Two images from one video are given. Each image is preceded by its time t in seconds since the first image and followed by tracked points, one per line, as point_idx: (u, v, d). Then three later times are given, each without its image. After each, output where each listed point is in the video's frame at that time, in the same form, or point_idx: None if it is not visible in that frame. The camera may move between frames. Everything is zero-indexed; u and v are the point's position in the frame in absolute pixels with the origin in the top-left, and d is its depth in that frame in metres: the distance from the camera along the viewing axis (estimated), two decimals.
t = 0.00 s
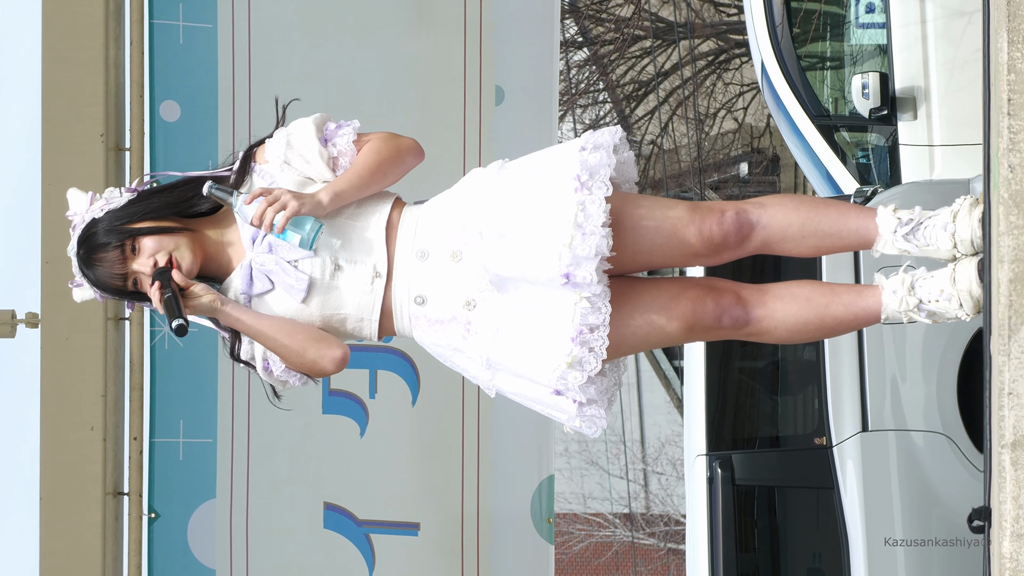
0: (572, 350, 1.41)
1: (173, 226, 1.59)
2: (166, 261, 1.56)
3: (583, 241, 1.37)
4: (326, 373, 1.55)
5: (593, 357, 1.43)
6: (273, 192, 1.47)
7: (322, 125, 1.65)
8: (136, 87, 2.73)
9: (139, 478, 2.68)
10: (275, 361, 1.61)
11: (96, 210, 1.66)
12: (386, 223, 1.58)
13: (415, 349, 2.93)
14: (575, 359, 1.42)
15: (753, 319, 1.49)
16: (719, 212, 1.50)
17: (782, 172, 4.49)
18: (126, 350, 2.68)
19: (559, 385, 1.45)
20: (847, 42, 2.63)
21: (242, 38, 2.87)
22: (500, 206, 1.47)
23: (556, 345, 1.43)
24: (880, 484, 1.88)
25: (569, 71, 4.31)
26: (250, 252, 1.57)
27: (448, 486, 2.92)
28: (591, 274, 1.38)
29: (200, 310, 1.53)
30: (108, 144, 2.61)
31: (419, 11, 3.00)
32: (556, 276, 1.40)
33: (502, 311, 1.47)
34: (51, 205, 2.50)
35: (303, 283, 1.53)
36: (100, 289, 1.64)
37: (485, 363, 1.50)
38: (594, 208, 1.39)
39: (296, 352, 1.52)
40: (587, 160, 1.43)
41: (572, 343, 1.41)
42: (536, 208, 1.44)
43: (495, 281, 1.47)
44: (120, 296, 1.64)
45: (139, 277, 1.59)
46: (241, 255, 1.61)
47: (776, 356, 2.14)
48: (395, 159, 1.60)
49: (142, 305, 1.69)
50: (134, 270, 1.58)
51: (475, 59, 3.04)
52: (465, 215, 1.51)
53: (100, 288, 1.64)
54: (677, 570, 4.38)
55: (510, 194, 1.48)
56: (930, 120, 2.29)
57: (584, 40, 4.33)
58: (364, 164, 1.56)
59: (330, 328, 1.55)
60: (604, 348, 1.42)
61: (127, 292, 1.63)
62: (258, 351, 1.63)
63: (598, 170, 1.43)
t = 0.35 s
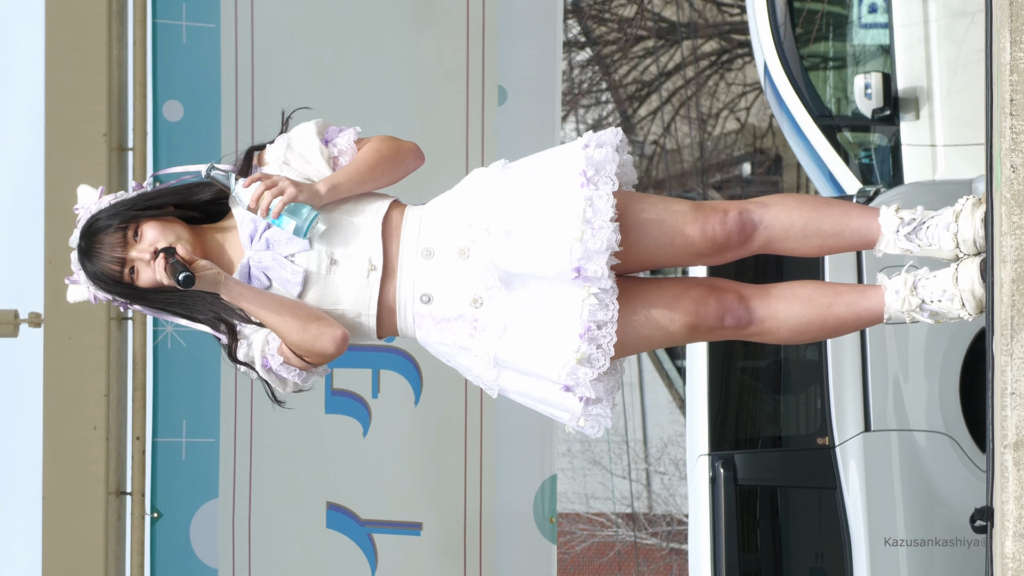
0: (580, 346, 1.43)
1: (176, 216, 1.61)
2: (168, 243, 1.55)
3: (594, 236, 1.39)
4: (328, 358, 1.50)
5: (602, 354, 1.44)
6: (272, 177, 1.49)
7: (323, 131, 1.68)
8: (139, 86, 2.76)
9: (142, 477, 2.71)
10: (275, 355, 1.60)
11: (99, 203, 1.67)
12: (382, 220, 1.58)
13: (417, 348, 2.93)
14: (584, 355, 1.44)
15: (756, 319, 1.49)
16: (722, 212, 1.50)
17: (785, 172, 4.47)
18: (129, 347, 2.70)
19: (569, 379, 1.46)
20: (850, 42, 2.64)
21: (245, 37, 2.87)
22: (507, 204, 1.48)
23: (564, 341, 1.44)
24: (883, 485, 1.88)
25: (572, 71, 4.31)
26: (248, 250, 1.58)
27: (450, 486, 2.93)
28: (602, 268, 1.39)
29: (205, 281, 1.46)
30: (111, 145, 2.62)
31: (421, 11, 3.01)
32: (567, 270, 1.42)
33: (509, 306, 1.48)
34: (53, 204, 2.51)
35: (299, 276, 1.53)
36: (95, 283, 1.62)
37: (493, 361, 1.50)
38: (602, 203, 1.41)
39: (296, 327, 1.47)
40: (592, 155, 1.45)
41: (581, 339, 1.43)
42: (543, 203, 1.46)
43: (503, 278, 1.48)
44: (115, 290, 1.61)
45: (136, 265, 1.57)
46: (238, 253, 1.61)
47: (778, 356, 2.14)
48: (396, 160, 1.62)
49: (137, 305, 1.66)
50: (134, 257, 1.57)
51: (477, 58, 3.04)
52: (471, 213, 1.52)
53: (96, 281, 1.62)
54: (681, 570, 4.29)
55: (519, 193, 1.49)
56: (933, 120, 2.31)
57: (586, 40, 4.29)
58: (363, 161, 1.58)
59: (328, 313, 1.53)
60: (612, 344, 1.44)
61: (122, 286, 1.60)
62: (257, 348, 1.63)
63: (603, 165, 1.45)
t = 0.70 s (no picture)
0: (583, 309, 1.42)
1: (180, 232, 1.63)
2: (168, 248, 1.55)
3: (592, 193, 1.42)
4: (345, 343, 1.48)
5: (605, 317, 1.42)
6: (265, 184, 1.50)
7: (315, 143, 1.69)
8: (143, 86, 2.74)
9: (145, 477, 2.70)
10: (288, 353, 1.52)
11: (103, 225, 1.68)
12: (383, 208, 1.60)
13: (420, 348, 2.94)
14: (587, 317, 1.42)
15: (759, 314, 1.50)
16: (725, 206, 1.51)
17: (788, 172, 4.53)
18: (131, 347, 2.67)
19: (572, 339, 1.44)
20: (853, 43, 2.62)
21: (248, 38, 2.88)
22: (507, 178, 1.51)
23: (566, 306, 1.44)
24: (886, 485, 1.88)
25: (576, 71, 4.29)
26: (252, 254, 1.59)
27: (453, 485, 2.93)
28: (601, 224, 1.40)
29: (217, 269, 1.47)
30: (114, 145, 2.62)
31: (425, 11, 3.01)
32: (566, 229, 1.43)
33: (512, 278, 1.49)
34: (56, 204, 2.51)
35: (305, 266, 1.53)
36: (99, 299, 1.61)
37: (496, 334, 1.49)
38: (600, 167, 1.44)
39: (312, 312, 1.46)
40: (589, 128, 1.49)
41: (583, 304, 1.42)
42: (542, 174, 1.48)
43: (504, 248, 1.50)
44: (118, 305, 1.60)
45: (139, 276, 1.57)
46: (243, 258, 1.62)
47: (781, 357, 2.14)
48: (389, 161, 1.66)
49: (141, 322, 1.64)
50: (135, 267, 1.57)
51: (481, 57, 3.05)
52: (472, 192, 1.55)
53: (101, 297, 1.61)
54: (683, 570, 4.30)
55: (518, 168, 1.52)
56: (936, 121, 2.31)
57: (590, 40, 4.30)
58: (357, 162, 1.62)
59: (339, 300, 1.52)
60: (615, 310, 1.42)
61: (125, 300, 1.59)
62: (269, 352, 1.55)
63: (601, 135, 1.49)
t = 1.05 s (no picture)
0: (586, 292, 1.41)
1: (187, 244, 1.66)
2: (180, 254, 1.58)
3: (593, 175, 1.43)
4: (361, 341, 1.49)
5: (609, 300, 1.41)
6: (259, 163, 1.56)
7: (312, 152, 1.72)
8: (145, 85, 2.73)
9: (147, 478, 2.68)
10: (303, 356, 1.53)
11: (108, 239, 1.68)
12: (383, 205, 1.62)
13: (421, 347, 2.95)
14: (591, 300, 1.41)
15: (762, 310, 1.50)
16: (727, 203, 1.52)
17: (790, 172, 4.50)
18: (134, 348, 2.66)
19: (575, 321, 1.43)
20: (855, 43, 2.63)
21: (251, 38, 2.89)
22: (507, 170, 1.52)
23: (568, 292, 1.43)
24: (888, 486, 1.88)
25: (578, 71, 4.29)
26: (255, 261, 1.58)
27: (455, 484, 2.94)
28: (603, 205, 1.41)
29: (231, 271, 1.48)
30: (117, 144, 2.61)
31: (427, 11, 3.01)
32: (568, 211, 1.43)
33: (514, 265, 1.48)
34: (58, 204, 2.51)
35: (310, 266, 1.54)
36: (106, 310, 1.60)
37: (499, 323, 1.49)
38: (599, 154, 1.44)
39: (326, 309, 1.47)
40: (588, 117, 1.49)
41: (586, 287, 1.41)
42: (543, 164, 1.49)
43: (506, 236, 1.49)
44: (126, 315, 1.60)
45: (153, 284, 1.59)
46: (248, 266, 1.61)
47: (783, 357, 2.14)
48: (381, 158, 1.66)
49: (149, 334, 1.64)
50: (147, 274, 1.59)
51: (483, 57, 3.05)
52: (474, 183, 1.55)
53: (108, 308, 1.60)
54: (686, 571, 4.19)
55: (519, 159, 1.52)
56: (938, 120, 2.31)
57: (592, 40, 4.30)
58: (344, 158, 1.64)
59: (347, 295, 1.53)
60: (618, 294, 1.41)
61: (136, 310, 1.60)
62: (283, 356, 1.55)
63: (601, 124, 1.49)
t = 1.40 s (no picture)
0: (588, 292, 1.41)
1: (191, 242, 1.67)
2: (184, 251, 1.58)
3: (595, 176, 1.42)
4: (363, 341, 1.49)
5: (610, 301, 1.42)
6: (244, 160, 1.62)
7: (309, 150, 1.72)
8: (146, 86, 2.74)
9: (150, 477, 2.69)
10: (304, 356, 1.53)
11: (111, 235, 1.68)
12: (383, 203, 1.62)
13: (423, 347, 2.95)
14: (592, 301, 1.42)
15: (764, 310, 1.50)
16: (730, 202, 1.52)
17: (792, 172, 4.46)
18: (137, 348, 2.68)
19: (577, 321, 1.43)
20: (857, 43, 2.63)
21: (253, 38, 2.89)
22: (509, 169, 1.52)
23: (569, 292, 1.43)
24: (890, 487, 1.88)
25: (580, 71, 4.30)
26: (256, 259, 1.59)
27: (456, 484, 2.94)
28: (605, 206, 1.40)
29: (236, 269, 1.48)
30: (118, 145, 2.62)
31: (429, 11, 3.02)
32: (570, 212, 1.43)
33: (514, 266, 1.48)
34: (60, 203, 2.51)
35: (309, 266, 1.55)
36: (109, 306, 1.60)
37: (501, 322, 1.49)
38: (602, 154, 1.44)
39: (329, 310, 1.47)
40: (591, 116, 1.49)
41: (587, 288, 1.41)
42: (545, 163, 1.49)
43: (507, 236, 1.49)
44: (130, 311, 1.60)
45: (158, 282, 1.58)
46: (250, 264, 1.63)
47: (786, 357, 2.14)
48: (368, 153, 1.64)
49: (152, 330, 1.64)
50: (151, 271, 1.59)
51: (486, 56, 3.05)
52: (475, 182, 1.55)
53: (111, 303, 1.60)
54: (687, 570, 4.21)
55: (520, 158, 1.53)
56: (940, 121, 2.31)
57: (594, 40, 4.31)
58: (331, 156, 1.63)
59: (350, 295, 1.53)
60: (619, 294, 1.41)
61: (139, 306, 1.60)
62: (284, 355, 1.55)
63: (603, 123, 1.48)
